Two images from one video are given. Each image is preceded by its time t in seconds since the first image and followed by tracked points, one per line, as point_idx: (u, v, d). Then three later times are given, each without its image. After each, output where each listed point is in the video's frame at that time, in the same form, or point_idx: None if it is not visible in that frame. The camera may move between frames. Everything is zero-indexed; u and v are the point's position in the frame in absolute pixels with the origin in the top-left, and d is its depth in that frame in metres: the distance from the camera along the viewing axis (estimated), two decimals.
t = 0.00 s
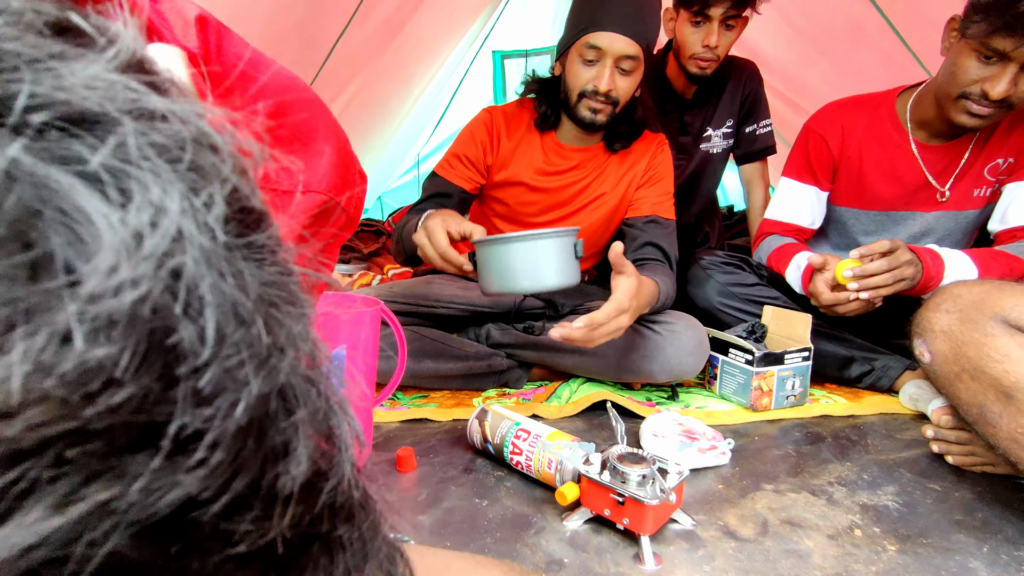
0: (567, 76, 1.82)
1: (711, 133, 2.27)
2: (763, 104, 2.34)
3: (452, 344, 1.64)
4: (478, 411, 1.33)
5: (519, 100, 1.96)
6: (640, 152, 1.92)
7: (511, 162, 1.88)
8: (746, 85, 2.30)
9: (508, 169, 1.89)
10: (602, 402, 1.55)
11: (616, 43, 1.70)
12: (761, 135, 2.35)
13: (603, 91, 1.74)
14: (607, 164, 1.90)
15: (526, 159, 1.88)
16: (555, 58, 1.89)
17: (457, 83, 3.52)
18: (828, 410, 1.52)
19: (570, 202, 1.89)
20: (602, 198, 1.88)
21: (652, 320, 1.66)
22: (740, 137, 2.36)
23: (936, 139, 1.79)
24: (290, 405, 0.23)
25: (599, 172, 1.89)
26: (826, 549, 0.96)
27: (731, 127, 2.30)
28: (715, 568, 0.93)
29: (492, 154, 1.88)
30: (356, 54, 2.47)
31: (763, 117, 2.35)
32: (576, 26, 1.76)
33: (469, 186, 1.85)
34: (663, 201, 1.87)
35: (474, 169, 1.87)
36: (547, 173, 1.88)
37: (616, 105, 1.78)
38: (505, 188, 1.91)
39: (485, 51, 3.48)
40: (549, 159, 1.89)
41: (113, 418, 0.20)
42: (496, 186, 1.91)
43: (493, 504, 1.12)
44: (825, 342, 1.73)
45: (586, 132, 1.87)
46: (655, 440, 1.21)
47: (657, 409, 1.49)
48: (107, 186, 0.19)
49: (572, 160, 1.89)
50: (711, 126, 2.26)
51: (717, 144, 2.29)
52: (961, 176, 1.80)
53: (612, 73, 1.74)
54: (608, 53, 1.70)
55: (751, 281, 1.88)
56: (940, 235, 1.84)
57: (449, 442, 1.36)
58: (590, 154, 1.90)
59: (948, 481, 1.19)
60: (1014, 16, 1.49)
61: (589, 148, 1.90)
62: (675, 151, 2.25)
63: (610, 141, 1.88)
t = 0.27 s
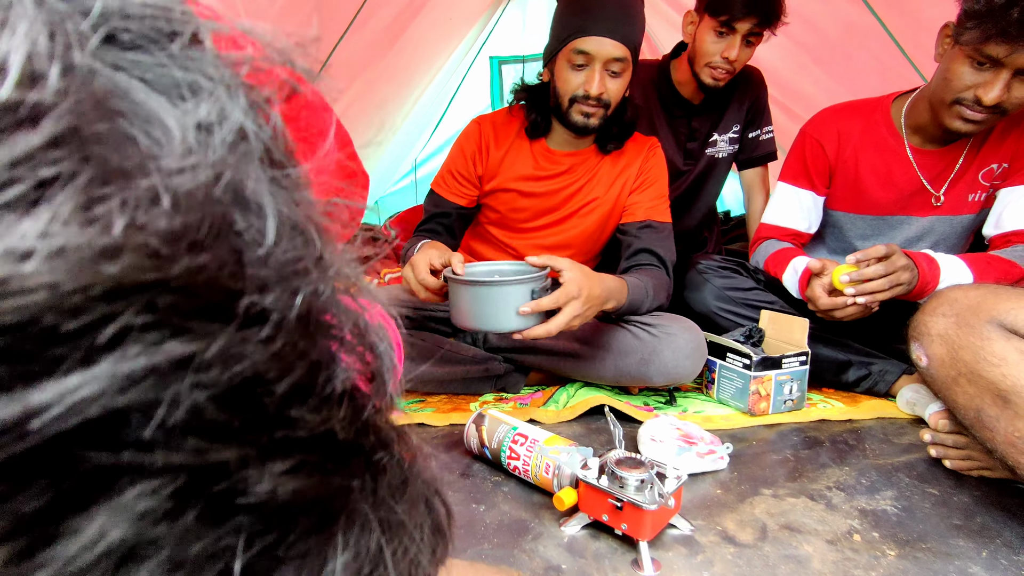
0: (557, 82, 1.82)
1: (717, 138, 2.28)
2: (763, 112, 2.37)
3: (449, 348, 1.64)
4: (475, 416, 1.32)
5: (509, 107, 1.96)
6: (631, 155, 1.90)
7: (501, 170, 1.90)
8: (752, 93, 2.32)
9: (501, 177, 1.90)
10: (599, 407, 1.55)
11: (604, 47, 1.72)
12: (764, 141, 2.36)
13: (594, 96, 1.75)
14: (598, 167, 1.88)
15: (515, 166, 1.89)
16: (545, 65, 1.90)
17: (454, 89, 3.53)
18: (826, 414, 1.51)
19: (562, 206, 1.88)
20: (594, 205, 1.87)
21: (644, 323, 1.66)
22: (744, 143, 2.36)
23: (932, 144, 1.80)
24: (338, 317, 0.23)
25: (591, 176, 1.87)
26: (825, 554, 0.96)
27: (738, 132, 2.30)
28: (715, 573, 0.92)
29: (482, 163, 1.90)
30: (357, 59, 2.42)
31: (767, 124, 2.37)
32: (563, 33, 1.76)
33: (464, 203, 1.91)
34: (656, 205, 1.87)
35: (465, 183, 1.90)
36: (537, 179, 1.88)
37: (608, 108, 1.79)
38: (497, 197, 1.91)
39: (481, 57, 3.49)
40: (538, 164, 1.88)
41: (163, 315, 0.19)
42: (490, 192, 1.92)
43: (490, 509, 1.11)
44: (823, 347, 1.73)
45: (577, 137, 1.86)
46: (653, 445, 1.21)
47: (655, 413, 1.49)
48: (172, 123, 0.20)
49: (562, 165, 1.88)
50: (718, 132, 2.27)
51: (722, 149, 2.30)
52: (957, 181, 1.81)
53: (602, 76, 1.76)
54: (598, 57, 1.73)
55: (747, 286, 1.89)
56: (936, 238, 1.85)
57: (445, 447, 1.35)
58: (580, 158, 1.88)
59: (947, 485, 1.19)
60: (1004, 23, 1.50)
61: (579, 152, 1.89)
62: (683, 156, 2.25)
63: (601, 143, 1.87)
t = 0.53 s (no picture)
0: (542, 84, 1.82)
1: (726, 142, 2.28)
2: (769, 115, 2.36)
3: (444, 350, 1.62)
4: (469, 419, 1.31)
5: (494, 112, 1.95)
6: (618, 157, 1.89)
7: (486, 173, 1.89)
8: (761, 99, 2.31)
9: (488, 180, 1.88)
10: (595, 410, 1.53)
11: (588, 48, 1.72)
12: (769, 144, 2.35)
13: (581, 97, 1.74)
14: (586, 165, 1.87)
15: (501, 167, 1.88)
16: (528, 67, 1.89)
17: (453, 92, 3.53)
18: (824, 418, 1.50)
19: (550, 207, 1.86)
20: (582, 209, 1.85)
21: (640, 325, 1.66)
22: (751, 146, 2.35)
23: (928, 146, 1.80)
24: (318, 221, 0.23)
25: (577, 177, 1.86)
26: (824, 559, 0.94)
27: (747, 136, 2.30)
28: None
29: (466, 169, 1.90)
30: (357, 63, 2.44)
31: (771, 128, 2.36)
32: (544, 35, 1.76)
33: (451, 211, 1.93)
34: (647, 204, 1.86)
35: (452, 192, 1.92)
36: (523, 180, 1.87)
37: (595, 108, 1.79)
38: (484, 200, 1.90)
39: (480, 61, 3.49)
40: (524, 166, 1.87)
41: (119, 169, 0.18)
42: (479, 195, 1.91)
43: (484, 513, 1.09)
44: (821, 349, 1.72)
45: (563, 138, 1.85)
46: (649, 448, 1.19)
47: (652, 416, 1.47)
48: (142, 12, 0.20)
49: (547, 166, 1.86)
50: (727, 135, 2.28)
51: (731, 152, 2.30)
52: (954, 184, 1.81)
53: (588, 77, 1.76)
54: (583, 59, 1.73)
55: (745, 288, 1.88)
56: (933, 241, 1.84)
57: (440, 450, 1.34)
58: (565, 160, 1.87)
59: (947, 489, 1.17)
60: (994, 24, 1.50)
61: (565, 153, 1.88)
62: (692, 161, 2.26)
63: (589, 142, 1.87)
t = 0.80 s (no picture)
0: (536, 83, 1.80)
1: (733, 145, 2.27)
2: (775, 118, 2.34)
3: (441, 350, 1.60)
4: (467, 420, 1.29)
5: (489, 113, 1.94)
6: (613, 157, 1.88)
7: (481, 174, 1.87)
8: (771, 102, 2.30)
9: (484, 180, 1.86)
10: (595, 412, 1.51)
11: (582, 46, 1.71)
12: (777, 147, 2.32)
13: (577, 95, 1.73)
14: (583, 164, 1.86)
15: (497, 167, 1.86)
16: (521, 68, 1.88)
17: (453, 94, 3.51)
18: (826, 421, 1.48)
19: (546, 207, 1.84)
20: (580, 210, 1.83)
21: (640, 324, 1.64)
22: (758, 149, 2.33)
23: (933, 149, 1.77)
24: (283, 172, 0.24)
25: (573, 176, 1.84)
26: (828, 565, 0.92)
27: (754, 139, 2.29)
28: None
29: (461, 171, 1.88)
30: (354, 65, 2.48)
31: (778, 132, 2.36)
32: (539, 34, 1.75)
33: (447, 213, 1.91)
34: (646, 204, 1.84)
35: (447, 194, 1.90)
36: (518, 180, 1.85)
37: (590, 106, 1.77)
38: (480, 201, 1.89)
39: (480, 63, 3.48)
40: (519, 166, 1.85)
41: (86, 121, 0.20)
42: (474, 197, 1.89)
43: (481, 517, 1.07)
44: (823, 351, 1.70)
45: (558, 138, 1.83)
46: (649, 451, 1.17)
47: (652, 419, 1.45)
48: None
49: (542, 165, 1.85)
50: (734, 137, 2.27)
51: (738, 155, 2.29)
52: (959, 186, 1.78)
53: (583, 76, 1.74)
54: (577, 57, 1.71)
55: (746, 289, 1.86)
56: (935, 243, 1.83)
57: (436, 452, 1.31)
58: (561, 159, 1.85)
59: (953, 493, 1.15)
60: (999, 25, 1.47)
61: (560, 153, 1.86)
62: (699, 163, 2.25)
63: (584, 141, 1.85)
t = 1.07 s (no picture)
0: (537, 83, 1.80)
1: (737, 147, 2.27)
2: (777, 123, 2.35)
3: (441, 350, 1.59)
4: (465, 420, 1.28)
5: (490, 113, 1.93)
6: (614, 158, 1.87)
7: (481, 175, 1.86)
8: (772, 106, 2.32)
9: (484, 180, 1.86)
10: (594, 413, 1.50)
11: (585, 46, 1.71)
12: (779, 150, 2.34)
13: (579, 96, 1.73)
14: (583, 166, 1.86)
15: (496, 167, 1.86)
16: (523, 68, 1.88)
17: (453, 96, 3.51)
18: (827, 422, 1.47)
19: (547, 207, 1.84)
20: (580, 212, 1.83)
21: (640, 324, 1.63)
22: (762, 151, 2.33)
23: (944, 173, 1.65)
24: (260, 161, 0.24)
25: (574, 177, 1.84)
26: (829, 566, 0.91)
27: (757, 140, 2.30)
28: None
29: (461, 171, 1.88)
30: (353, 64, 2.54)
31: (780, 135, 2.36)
32: (541, 34, 1.75)
33: (447, 213, 1.90)
34: (646, 205, 1.84)
35: (448, 194, 1.89)
36: (518, 181, 1.84)
37: (592, 108, 1.77)
38: (480, 201, 1.88)
39: (480, 64, 3.48)
40: (519, 167, 1.85)
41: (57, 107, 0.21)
42: (474, 197, 1.88)
43: (479, 517, 1.06)
44: (822, 353, 1.68)
45: (559, 139, 1.83)
46: (648, 451, 1.16)
47: (651, 420, 1.44)
48: None
49: (542, 166, 1.84)
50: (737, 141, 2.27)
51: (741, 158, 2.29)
52: (968, 206, 1.71)
53: (585, 76, 1.74)
54: (580, 57, 1.71)
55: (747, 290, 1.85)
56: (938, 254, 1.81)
57: (434, 453, 1.31)
58: (561, 160, 1.85)
59: (954, 495, 1.14)
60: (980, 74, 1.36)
61: (561, 153, 1.86)
62: (703, 165, 2.25)
63: (585, 142, 1.85)
